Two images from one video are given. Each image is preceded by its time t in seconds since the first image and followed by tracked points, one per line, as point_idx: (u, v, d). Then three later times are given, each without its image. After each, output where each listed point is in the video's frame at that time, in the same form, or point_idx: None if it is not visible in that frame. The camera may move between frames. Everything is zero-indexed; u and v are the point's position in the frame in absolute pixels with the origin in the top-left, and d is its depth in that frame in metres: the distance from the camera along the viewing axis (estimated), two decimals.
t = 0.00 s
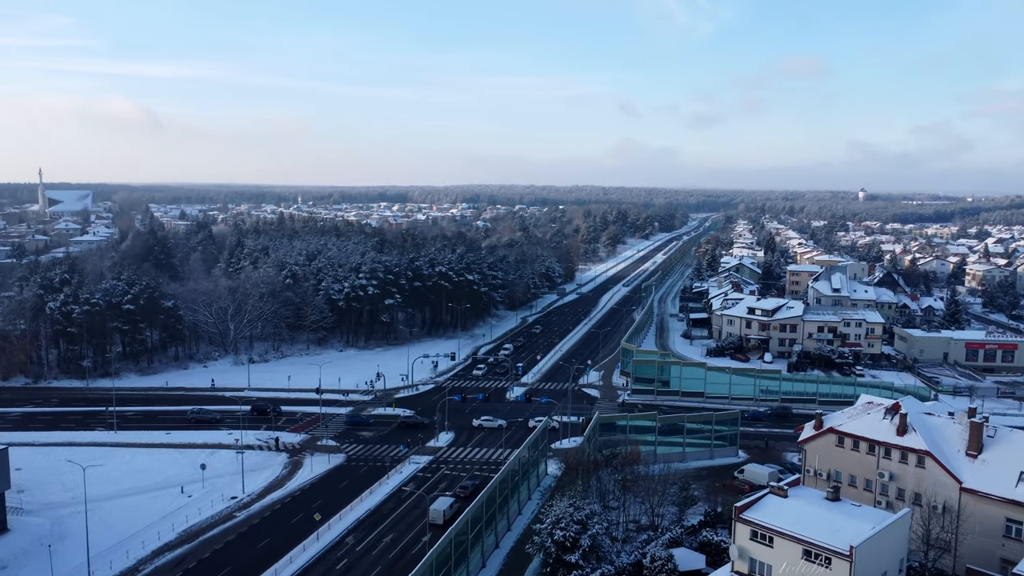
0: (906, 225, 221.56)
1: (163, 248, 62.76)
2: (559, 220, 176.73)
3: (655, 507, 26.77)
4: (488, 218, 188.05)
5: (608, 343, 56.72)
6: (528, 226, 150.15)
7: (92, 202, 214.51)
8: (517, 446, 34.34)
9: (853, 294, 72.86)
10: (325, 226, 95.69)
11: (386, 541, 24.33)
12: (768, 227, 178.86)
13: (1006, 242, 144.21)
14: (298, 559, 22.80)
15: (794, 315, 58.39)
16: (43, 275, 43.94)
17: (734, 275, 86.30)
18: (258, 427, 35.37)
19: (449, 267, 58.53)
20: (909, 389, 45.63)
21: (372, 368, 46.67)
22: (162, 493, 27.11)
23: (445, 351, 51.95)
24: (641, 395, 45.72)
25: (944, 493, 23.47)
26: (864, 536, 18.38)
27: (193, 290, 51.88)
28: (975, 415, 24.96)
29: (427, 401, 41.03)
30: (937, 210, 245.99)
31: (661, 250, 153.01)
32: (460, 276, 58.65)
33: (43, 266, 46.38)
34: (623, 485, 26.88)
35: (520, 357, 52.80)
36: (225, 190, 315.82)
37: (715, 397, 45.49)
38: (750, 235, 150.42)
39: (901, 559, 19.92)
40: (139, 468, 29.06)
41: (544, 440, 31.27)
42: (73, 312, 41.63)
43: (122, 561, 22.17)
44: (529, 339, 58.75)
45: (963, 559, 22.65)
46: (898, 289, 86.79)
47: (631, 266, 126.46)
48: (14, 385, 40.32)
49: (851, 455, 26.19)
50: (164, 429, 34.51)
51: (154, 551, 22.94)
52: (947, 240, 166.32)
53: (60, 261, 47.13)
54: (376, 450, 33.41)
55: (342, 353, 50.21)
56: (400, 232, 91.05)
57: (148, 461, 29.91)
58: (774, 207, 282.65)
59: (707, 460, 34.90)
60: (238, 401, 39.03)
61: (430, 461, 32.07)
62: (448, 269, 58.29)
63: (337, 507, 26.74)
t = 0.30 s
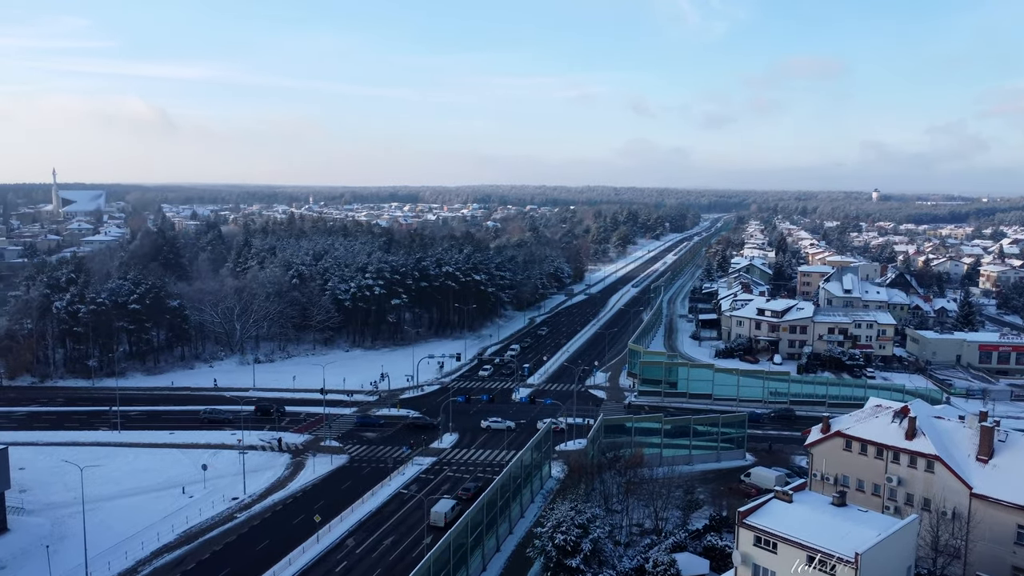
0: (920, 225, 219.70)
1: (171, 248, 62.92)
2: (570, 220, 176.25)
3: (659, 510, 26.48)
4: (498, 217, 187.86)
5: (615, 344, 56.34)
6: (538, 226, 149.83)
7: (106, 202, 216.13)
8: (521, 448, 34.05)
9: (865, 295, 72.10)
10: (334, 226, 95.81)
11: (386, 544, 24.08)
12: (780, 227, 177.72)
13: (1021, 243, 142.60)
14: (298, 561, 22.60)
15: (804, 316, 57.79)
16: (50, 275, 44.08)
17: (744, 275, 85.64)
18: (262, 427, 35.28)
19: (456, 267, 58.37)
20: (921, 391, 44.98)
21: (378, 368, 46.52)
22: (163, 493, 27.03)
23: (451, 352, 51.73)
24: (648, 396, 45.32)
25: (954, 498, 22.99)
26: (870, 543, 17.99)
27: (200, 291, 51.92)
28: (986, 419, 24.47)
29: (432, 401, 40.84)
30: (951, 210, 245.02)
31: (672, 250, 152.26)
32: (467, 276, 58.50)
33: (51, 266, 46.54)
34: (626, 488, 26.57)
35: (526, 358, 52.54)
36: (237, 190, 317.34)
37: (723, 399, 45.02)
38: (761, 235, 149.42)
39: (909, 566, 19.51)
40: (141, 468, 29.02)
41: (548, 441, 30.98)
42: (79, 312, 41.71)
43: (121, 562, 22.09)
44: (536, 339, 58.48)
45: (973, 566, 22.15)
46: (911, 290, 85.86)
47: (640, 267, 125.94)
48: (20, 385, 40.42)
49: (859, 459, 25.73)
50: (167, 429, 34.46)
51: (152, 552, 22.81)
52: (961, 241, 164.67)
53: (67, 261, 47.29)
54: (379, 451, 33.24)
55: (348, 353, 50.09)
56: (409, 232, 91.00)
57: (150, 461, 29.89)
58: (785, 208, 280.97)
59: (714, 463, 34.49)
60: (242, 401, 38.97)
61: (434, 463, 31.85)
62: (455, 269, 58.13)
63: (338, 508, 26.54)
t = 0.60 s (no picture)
0: (933, 225, 217.91)
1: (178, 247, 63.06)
2: (579, 220, 175.79)
3: (661, 514, 26.16)
4: (507, 218, 187.63)
5: (622, 345, 55.98)
6: (547, 226, 149.52)
7: (118, 202, 217.44)
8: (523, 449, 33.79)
9: (875, 296, 71.39)
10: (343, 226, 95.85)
11: (385, 546, 23.84)
12: (790, 228, 176.65)
13: None
14: (295, 563, 22.41)
15: (813, 318, 57.20)
16: (55, 275, 44.19)
17: (753, 276, 84.99)
18: (264, 428, 35.18)
19: (462, 267, 58.19)
20: (931, 394, 44.37)
21: (382, 368, 46.40)
22: (163, 494, 26.95)
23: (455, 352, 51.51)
24: (654, 398, 44.94)
25: (962, 504, 22.54)
26: (874, 549, 17.60)
27: (205, 291, 51.95)
28: (995, 422, 24.02)
29: (436, 402, 40.65)
30: (965, 210, 244.36)
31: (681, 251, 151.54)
32: (473, 277, 58.31)
33: (56, 265, 46.68)
34: (628, 491, 26.25)
35: (532, 359, 52.26)
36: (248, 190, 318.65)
37: (729, 401, 44.58)
38: (772, 236, 148.51)
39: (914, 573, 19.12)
40: (142, 469, 28.99)
41: (551, 443, 30.73)
42: (84, 311, 41.82)
43: (118, 563, 21.98)
44: (542, 340, 58.19)
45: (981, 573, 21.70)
46: (922, 291, 84.98)
47: (649, 267, 125.51)
48: (25, 385, 40.51)
49: (865, 463, 25.29)
50: (170, 428, 34.41)
51: (150, 553, 22.70)
52: (975, 241, 163.25)
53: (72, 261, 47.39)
54: (381, 452, 33.07)
55: (353, 353, 50.01)
56: (416, 232, 90.89)
57: (151, 461, 29.85)
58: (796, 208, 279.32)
59: (719, 465, 34.10)
60: (245, 401, 38.91)
61: (435, 464, 31.63)
62: (461, 269, 57.93)
63: (338, 510, 26.38)
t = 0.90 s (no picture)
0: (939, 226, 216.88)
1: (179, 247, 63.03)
2: (583, 220, 175.46)
3: (659, 518, 25.89)
4: (512, 218, 187.41)
5: (623, 347, 55.67)
6: (551, 227, 149.25)
7: (123, 203, 217.89)
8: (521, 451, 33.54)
9: (879, 297, 70.91)
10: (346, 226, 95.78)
11: (379, 550, 23.61)
12: (795, 228, 175.96)
13: None
14: (288, 566, 22.17)
15: (816, 318, 56.77)
16: (54, 275, 44.11)
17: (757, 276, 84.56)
18: (261, 429, 35.03)
19: (463, 267, 57.93)
20: (935, 395, 43.92)
21: (381, 369, 46.22)
22: (157, 495, 26.81)
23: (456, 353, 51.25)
24: (655, 399, 44.63)
25: (963, 509, 22.21)
26: (871, 556, 17.29)
27: (205, 291, 51.85)
28: (997, 426, 23.67)
29: (434, 403, 40.44)
30: (972, 211, 243.14)
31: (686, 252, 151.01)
32: (474, 277, 58.00)
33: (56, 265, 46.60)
34: (626, 494, 25.96)
35: (532, 360, 52.01)
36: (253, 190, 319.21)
37: (731, 402, 44.23)
38: (776, 236, 147.91)
39: None
40: (138, 470, 28.89)
41: (549, 445, 30.49)
42: (82, 311, 41.78)
43: (108, 567, 21.82)
44: (543, 341, 57.90)
45: None
46: (928, 292, 84.42)
47: (653, 268, 125.07)
48: (23, 385, 40.46)
49: (865, 467, 24.93)
50: (166, 429, 34.26)
51: (141, 556, 22.53)
52: (981, 241, 162.29)
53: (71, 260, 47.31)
54: (378, 454, 32.85)
55: (353, 354, 49.84)
56: (419, 232, 90.66)
57: (147, 463, 29.73)
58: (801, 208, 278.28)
59: (719, 468, 33.78)
60: (243, 402, 38.76)
61: (432, 466, 31.40)
62: (462, 269, 57.68)
63: (333, 512, 26.16)
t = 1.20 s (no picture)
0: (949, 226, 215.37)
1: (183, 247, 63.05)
2: (589, 220, 174.94)
3: (659, 521, 25.58)
4: (518, 218, 187.13)
5: (626, 348, 55.34)
6: (557, 227, 148.88)
7: (131, 202, 218.59)
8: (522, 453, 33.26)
9: (887, 297, 70.30)
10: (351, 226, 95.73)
11: (375, 553, 23.38)
12: (803, 228, 175.03)
13: None
14: (283, 569, 21.95)
15: (822, 319, 56.25)
16: (56, 275, 44.10)
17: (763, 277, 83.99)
18: (261, 430, 34.89)
19: (466, 267, 57.76)
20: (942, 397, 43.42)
21: (382, 369, 46.06)
22: (153, 497, 26.68)
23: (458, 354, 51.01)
24: (658, 401, 44.26)
25: (968, 514, 21.86)
26: (871, 563, 16.96)
27: (207, 291, 51.84)
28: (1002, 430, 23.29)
29: (435, 404, 40.21)
30: (981, 211, 241.45)
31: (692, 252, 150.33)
32: (477, 277, 57.82)
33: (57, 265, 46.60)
34: (625, 498, 25.65)
35: (535, 361, 51.75)
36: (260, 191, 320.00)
37: (734, 404, 43.82)
38: (784, 236, 147.04)
39: None
40: (135, 471, 28.79)
41: (549, 447, 30.21)
42: (83, 311, 41.81)
43: (102, 569, 21.71)
44: (546, 342, 57.62)
45: None
46: (936, 293, 83.72)
47: (660, 268, 124.50)
48: (24, 385, 40.46)
49: (868, 471, 24.53)
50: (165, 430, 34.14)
51: (136, 558, 22.39)
52: (991, 241, 160.87)
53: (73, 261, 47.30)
54: (376, 455, 32.63)
55: (355, 354, 49.68)
56: (423, 232, 90.52)
57: (144, 464, 29.61)
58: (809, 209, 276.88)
59: (722, 471, 33.44)
60: (243, 402, 38.65)
61: (431, 468, 31.17)
62: (465, 270, 57.51)
63: (330, 515, 25.95)
